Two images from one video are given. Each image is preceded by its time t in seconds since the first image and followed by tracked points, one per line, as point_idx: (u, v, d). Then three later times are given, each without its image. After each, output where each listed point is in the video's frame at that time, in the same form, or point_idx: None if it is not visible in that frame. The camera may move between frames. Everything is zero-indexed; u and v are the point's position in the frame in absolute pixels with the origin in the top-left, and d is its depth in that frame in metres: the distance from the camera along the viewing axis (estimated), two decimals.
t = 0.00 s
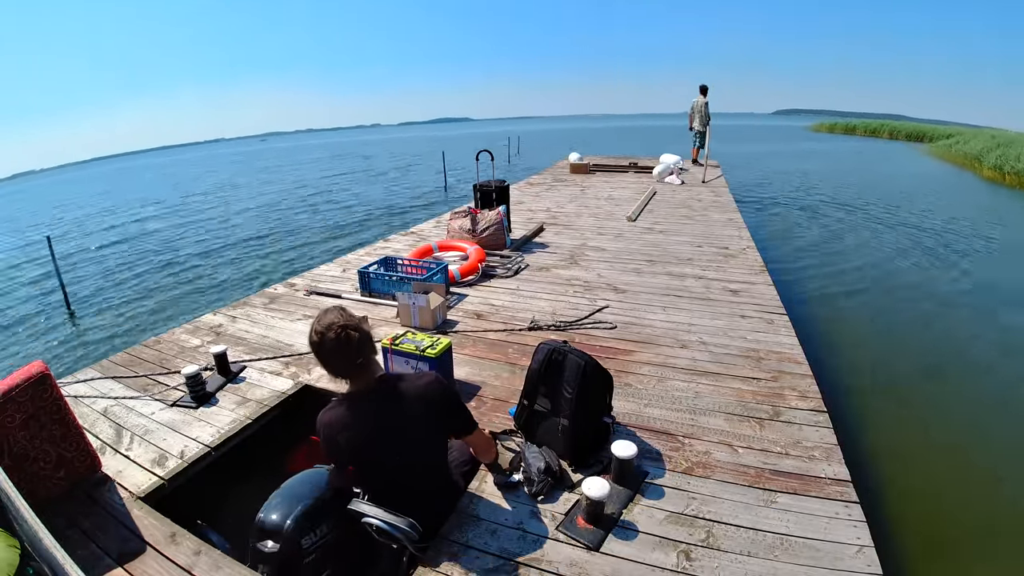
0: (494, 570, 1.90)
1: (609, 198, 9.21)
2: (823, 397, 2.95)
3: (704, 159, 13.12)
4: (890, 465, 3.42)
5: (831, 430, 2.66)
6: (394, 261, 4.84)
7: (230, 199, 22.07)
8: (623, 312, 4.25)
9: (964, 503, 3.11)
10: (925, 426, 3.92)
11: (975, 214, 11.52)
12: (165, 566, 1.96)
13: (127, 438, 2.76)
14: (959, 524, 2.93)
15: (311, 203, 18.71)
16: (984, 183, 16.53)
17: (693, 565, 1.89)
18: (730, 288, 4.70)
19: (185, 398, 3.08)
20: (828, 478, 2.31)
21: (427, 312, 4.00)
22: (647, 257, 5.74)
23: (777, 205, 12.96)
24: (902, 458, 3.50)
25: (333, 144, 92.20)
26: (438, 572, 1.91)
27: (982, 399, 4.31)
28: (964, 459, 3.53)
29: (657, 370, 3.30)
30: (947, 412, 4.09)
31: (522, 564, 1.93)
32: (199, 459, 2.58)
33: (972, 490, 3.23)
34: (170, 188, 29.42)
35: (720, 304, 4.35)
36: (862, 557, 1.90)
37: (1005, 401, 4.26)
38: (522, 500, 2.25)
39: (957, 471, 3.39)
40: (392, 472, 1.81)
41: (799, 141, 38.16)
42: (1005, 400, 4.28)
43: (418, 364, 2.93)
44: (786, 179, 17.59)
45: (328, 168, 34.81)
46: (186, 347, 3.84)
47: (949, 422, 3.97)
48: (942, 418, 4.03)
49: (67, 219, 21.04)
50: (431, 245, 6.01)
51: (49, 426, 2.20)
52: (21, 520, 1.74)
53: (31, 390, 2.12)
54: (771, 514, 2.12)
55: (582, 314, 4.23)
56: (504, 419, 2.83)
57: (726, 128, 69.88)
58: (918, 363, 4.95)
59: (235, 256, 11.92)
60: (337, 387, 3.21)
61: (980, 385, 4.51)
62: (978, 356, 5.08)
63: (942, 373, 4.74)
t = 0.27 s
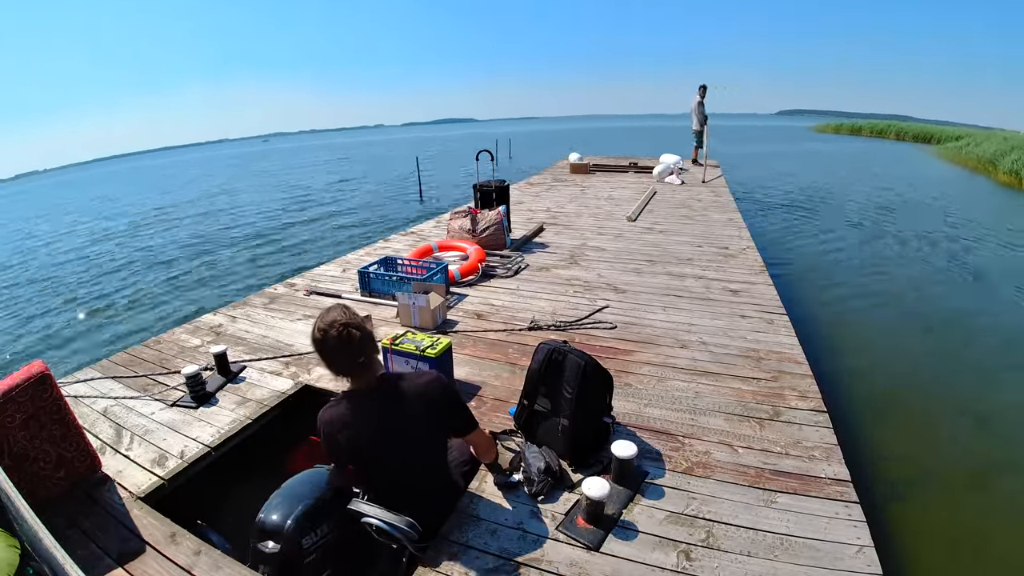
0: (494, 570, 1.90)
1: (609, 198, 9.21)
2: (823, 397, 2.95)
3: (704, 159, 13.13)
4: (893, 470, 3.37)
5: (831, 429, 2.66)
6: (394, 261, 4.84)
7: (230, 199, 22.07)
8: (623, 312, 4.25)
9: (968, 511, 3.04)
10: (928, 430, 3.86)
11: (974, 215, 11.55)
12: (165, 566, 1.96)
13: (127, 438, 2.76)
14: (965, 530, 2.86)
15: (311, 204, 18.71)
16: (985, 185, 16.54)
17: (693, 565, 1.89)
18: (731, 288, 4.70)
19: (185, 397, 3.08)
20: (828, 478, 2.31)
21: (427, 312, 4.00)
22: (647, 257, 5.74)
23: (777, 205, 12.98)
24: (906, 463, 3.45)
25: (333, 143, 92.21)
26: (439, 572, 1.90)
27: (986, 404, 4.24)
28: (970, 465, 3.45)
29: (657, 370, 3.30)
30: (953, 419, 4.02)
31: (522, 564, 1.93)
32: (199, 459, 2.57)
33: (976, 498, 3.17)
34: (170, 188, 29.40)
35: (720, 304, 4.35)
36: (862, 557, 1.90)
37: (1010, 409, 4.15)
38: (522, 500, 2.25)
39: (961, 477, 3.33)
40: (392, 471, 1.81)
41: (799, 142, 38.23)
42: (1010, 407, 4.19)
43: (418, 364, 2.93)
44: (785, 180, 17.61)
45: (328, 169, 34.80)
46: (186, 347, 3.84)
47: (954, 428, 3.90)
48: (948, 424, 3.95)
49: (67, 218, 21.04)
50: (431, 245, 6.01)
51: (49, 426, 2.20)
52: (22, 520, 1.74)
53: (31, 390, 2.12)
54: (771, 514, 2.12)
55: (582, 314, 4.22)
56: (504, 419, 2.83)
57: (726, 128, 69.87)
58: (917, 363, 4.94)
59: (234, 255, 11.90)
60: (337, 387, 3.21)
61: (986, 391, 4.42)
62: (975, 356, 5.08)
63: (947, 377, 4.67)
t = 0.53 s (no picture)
0: (494, 570, 1.90)
1: (609, 199, 9.21)
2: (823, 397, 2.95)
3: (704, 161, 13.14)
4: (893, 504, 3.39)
5: (830, 429, 2.66)
6: (394, 261, 4.84)
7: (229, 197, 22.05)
8: (623, 312, 4.25)
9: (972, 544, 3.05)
10: (927, 455, 3.89)
11: (970, 224, 11.64)
12: (165, 566, 1.96)
13: (127, 438, 2.76)
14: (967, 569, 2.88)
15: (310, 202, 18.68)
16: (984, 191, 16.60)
17: (693, 565, 1.89)
18: (731, 288, 4.70)
19: (185, 398, 3.08)
20: (828, 478, 2.31)
21: (427, 312, 4.00)
22: (647, 257, 5.74)
23: (777, 207, 12.99)
24: (904, 495, 3.48)
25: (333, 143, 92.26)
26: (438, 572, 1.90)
27: (982, 426, 4.29)
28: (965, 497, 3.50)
29: (657, 370, 3.30)
30: (952, 443, 4.05)
31: (522, 564, 1.93)
32: (199, 459, 2.57)
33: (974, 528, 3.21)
34: (169, 186, 29.36)
35: (720, 304, 4.35)
36: (862, 557, 1.90)
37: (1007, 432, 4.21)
38: (522, 500, 2.25)
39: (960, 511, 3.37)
40: (400, 467, 1.81)
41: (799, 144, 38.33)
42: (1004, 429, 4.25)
43: (418, 364, 2.93)
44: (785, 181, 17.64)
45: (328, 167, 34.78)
46: (186, 347, 3.84)
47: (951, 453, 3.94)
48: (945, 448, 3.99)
49: (66, 216, 21.02)
50: (431, 245, 6.01)
51: (49, 426, 2.20)
52: (22, 520, 1.74)
53: (31, 390, 2.12)
54: (771, 514, 2.12)
55: (582, 314, 4.22)
56: (504, 419, 2.82)
57: (726, 130, 69.94)
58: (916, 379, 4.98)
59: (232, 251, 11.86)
60: (337, 387, 3.21)
61: (981, 411, 4.49)
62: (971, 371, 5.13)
63: (946, 396, 4.70)
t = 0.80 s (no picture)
0: (494, 570, 1.90)
1: (609, 199, 9.21)
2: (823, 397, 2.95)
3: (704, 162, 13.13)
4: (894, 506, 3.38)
5: (830, 429, 2.66)
6: (394, 261, 4.84)
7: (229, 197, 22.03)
8: (623, 312, 4.24)
9: (975, 547, 3.04)
10: (930, 457, 3.88)
11: (970, 225, 11.65)
12: (165, 566, 1.96)
13: (127, 438, 2.76)
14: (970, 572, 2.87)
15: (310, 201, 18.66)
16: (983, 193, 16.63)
17: (693, 565, 1.89)
18: (731, 288, 4.70)
19: (185, 398, 3.08)
20: (828, 478, 2.31)
21: (427, 312, 4.00)
22: (647, 257, 5.74)
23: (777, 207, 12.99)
24: (906, 497, 3.47)
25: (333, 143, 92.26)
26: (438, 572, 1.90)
27: (982, 427, 4.29)
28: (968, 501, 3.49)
29: (657, 370, 3.30)
30: (953, 444, 4.05)
31: (522, 564, 1.93)
32: (199, 459, 2.57)
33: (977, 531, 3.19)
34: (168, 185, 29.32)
35: (720, 304, 4.35)
36: (862, 557, 1.90)
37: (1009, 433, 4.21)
38: (522, 500, 2.25)
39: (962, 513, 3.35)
40: (399, 467, 1.80)
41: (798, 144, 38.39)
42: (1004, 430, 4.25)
43: (418, 364, 2.93)
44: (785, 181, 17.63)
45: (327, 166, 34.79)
46: (186, 347, 3.84)
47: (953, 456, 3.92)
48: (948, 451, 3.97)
49: (66, 215, 21.00)
50: (431, 245, 6.01)
51: (49, 426, 2.20)
52: (21, 520, 1.73)
53: (31, 390, 2.12)
54: (771, 514, 2.12)
55: (582, 314, 4.22)
56: (504, 419, 2.83)
57: (726, 130, 70.05)
58: (916, 380, 4.98)
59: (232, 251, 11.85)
60: (337, 387, 3.21)
61: (982, 412, 4.50)
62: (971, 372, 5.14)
63: (946, 398, 4.71)
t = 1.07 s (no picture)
0: (494, 569, 1.90)
1: (609, 198, 9.21)
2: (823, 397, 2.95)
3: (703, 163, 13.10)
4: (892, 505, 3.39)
5: (830, 429, 2.66)
6: (394, 261, 4.84)
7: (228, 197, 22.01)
8: (623, 312, 4.24)
9: (976, 551, 3.05)
10: (929, 458, 3.88)
11: (970, 225, 11.66)
12: (165, 566, 1.96)
13: (127, 438, 2.76)
14: (971, 574, 2.86)
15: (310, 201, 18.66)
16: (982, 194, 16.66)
17: (693, 564, 1.89)
18: (731, 288, 4.70)
19: (185, 397, 3.08)
20: (828, 478, 2.31)
21: (427, 312, 4.00)
22: (647, 257, 5.74)
23: (777, 207, 12.99)
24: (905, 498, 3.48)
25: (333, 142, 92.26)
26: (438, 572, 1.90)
27: (983, 429, 4.29)
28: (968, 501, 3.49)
29: (657, 370, 3.30)
30: (953, 446, 4.05)
31: (522, 564, 1.93)
32: (199, 459, 2.57)
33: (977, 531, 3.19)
34: (167, 184, 29.27)
35: (720, 304, 4.35)
36: (862, 557, 1.90)
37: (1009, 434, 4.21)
38: (522, 500, 2.25)
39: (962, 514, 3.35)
40: (400, 466, 1.80)
41: (797, 145, 38.46)
42: (1005, 432, 4.25)
43: (418, 364, 2.93)
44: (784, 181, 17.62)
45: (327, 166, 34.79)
46: (186, 347, 3.84)
47: (953, 457, 3.93)
48: (948, 452, 3.97)
49: (65, 214, 21.00)
50: (431, 244, 6.00)
51: (49, 426, 2.20)
52: (21, 520, 1.73)
53: (31, 390, 2.12)
54: (771, 514, 2.12)
55: (582, 314, 4.22)
56: (504, 419, 2.83)
57: (726, 130, 70.09)
58: (916, 380, 4.98)
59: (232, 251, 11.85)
60: (337, 387, 3.21)
61: (982, 413, 4.50)
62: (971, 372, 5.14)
63: (947, 399, 4.70)
